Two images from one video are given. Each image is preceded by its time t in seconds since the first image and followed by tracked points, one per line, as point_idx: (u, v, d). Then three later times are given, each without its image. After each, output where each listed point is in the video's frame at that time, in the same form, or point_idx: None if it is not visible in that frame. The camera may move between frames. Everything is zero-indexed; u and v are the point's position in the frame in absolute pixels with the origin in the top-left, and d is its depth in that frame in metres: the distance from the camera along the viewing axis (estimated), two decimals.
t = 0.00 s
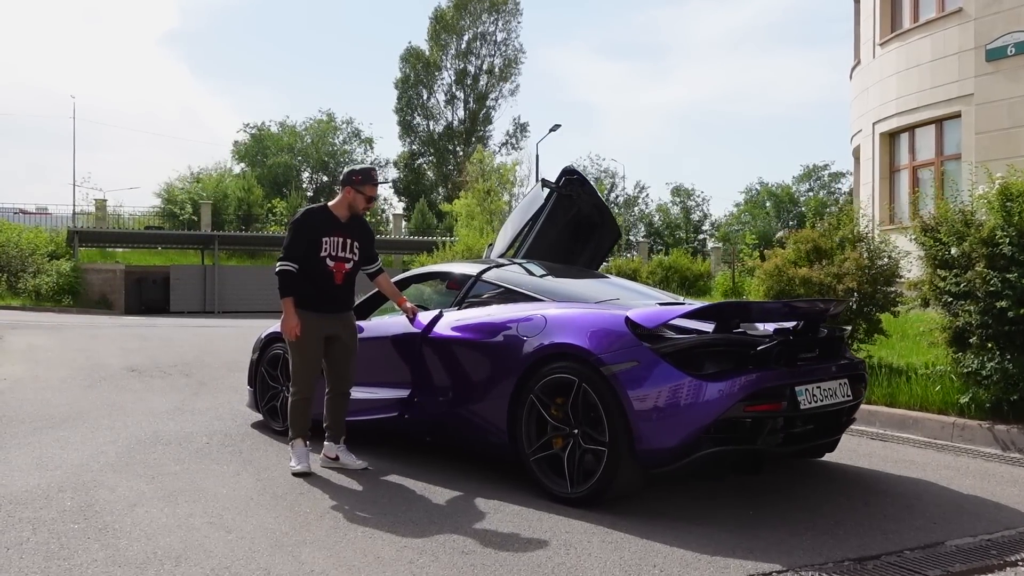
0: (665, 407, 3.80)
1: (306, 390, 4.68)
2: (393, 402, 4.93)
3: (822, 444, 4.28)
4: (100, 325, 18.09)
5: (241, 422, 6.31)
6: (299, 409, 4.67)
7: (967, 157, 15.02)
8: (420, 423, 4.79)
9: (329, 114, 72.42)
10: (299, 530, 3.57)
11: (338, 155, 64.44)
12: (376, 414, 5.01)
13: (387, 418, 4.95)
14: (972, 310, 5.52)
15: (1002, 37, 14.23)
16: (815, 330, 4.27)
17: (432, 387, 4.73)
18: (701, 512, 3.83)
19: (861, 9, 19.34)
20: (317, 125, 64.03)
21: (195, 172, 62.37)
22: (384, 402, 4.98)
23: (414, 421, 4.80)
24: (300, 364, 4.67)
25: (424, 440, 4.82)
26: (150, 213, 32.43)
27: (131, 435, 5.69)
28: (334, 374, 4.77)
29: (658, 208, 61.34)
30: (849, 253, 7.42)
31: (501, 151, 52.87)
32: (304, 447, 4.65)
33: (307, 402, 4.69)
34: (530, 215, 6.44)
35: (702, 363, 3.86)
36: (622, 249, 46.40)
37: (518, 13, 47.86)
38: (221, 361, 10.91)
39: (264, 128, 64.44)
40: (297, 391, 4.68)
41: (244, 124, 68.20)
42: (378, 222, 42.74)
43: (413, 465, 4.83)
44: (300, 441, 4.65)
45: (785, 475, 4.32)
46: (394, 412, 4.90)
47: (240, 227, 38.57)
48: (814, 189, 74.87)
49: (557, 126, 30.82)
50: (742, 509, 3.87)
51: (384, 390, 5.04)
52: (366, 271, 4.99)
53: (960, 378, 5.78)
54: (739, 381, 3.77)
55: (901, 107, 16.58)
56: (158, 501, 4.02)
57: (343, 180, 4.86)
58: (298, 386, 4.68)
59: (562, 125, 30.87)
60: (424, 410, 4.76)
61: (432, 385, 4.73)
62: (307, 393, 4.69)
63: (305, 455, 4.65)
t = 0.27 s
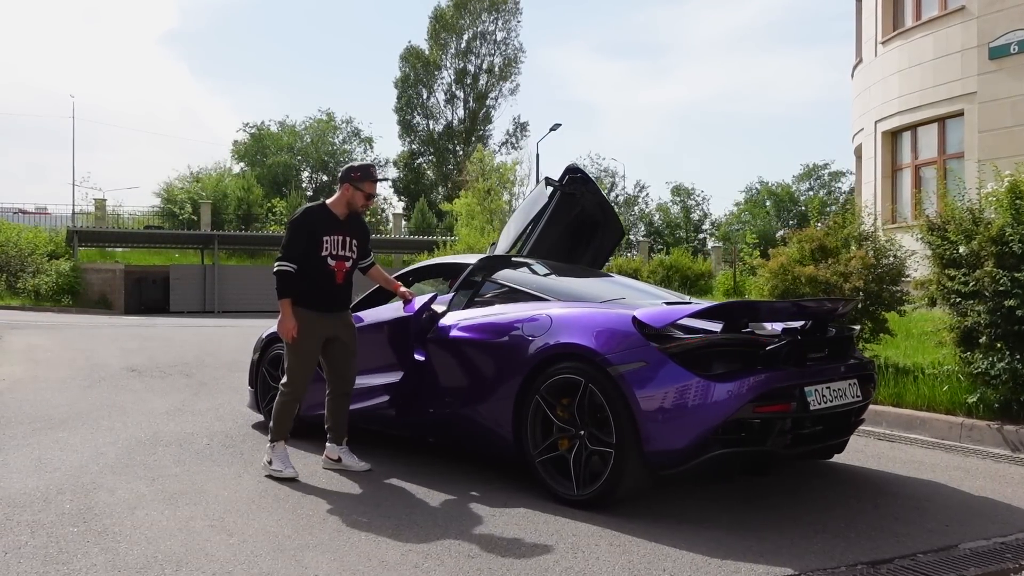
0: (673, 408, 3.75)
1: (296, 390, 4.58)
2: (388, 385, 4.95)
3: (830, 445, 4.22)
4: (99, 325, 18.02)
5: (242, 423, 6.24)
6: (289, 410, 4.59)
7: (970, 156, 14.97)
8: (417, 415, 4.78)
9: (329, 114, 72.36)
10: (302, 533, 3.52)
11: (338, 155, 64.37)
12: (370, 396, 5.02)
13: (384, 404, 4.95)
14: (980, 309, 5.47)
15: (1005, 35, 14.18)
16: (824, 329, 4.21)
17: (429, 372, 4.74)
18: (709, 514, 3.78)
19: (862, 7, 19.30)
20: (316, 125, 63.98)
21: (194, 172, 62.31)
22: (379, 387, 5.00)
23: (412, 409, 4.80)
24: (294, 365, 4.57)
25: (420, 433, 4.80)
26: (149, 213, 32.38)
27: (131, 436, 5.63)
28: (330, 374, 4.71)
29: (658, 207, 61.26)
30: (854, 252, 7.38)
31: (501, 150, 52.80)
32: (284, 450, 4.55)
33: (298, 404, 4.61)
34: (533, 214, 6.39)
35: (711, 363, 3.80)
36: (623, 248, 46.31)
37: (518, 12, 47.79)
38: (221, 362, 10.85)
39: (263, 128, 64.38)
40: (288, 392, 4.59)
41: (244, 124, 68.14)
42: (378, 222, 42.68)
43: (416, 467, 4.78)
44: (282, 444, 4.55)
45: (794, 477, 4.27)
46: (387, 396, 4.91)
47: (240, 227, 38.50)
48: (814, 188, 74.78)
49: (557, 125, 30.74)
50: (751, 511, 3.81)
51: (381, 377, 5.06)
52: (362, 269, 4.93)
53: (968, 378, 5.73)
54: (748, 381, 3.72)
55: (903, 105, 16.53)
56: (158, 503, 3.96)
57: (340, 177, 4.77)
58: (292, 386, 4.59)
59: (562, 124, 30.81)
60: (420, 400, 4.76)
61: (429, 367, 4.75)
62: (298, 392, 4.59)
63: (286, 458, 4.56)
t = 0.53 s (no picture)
0: (680, 409, 3.68)
1: (285, 395, 4.46)
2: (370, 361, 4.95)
3: (840, 446, 4.15)
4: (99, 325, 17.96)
5: (243, 423, 6.17)
6: (278, 413, 4.48)
7: (973, 154, 14.90)
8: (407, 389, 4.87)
9: (329, 113, 72.27)
10: (304, 538, 3.45)
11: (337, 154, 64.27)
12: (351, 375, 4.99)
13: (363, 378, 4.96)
14: (990, 308, 5.41)
15: (1008, 33, 14.10)
16: (834, 329, 4.15)
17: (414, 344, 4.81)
18: (718, 517, 3.71)
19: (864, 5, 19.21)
20: (316, 124, 63.91)
21: (194, 172, 62.25)
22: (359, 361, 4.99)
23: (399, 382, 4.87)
24: (283, 369, 4.43)
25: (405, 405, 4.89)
26: (149, 213, 32.32)
27: (129, 437, 5.56)
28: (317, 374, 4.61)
29: (658, 206, 61.13)
30: (860, 250, 7.32)
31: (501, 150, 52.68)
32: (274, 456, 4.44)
33: (288, 407, 4.50)
34: (536, 212, 6.32)
35: (719, 363, 3.73)
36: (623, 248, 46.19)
37: (518, 11, 47.69)
38: (221, 361, 10.78)
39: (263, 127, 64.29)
40: (277, 395, 4.47)
41: (244, 123, 68.07)
42: (378, 221, 42.58)
43: (419, 468, 4.72)
44: (270, 449, 4.44)
45: (803, 479, 4.21)
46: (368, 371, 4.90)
47: (240, 227, 38.42)
48: (815, 187, 74.64)
49: (557, 124, 30.66)
50: (760, 514, 3.75)
51: (362, 349, 5.11)
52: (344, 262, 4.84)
53: (977, 377, 5.66)
54: (758, 382, 3.65)
55: (905, 103, 16.46)
56: (156, 506, 3.89)
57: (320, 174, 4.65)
58: (280, 390, 4.47)
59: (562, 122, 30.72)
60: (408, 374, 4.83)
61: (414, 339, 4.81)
62: (288, 395, 4.48)
63: (277, 464, 4.42)
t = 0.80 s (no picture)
0: (689, 414, 3.60)
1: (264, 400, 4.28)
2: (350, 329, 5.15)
3: (852, 451, 4.06)
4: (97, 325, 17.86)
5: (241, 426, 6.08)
6: (263, 420, 4.29)
7: (977, 153, 14.81)
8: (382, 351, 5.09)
9: (328, 113, 72.16)
10: (305, 547, 3.35)
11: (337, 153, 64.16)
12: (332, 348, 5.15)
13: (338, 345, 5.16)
14: (1001, 309, 5.33)
15: (1013, 31, 14.01)
16: (845, 331, 4.06)
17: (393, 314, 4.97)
18: (728, 525, 3.63)
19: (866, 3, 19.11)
20: (315, 123, 63.83)
21: (193, 171, 62.15)
22: (344, 334, 5.18)
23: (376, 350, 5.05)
24: (256, 375, 4.25)
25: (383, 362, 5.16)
26: (148, 212, 32.21)
27: (126, 440, 5.46)
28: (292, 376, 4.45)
29: (658, 205, 60.99)
30: (866, 251, 7.24)
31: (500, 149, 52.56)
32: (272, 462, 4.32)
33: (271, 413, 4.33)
34: (541, 211, 6.24)
35: (729, 367, 3.64)
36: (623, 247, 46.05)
37: (518, 10, 47.57)
38: (220, 362, 10.69)
39: (262, 127, 64.19)
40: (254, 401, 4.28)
41: (243, 123, 67.98)
42: (377, 221, 42.46)
43: (422, 472, 4.65)
44: (266, 457, 4.30)
45: (815, 485, 4.12)
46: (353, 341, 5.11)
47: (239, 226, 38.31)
48: (815, 186, 74.52)
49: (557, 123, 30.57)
50: (771, 521, 3.66)
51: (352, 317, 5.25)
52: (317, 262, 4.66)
53: (987, 380, 5.57)
54: (769, 387, 3.56)
55: (908, 102, 16.37)
56: (153, 513, 3.80)
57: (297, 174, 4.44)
58: (259, 397, 4.29)
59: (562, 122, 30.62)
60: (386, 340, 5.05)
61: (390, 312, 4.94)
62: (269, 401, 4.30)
63: (276, 470, 4.31)
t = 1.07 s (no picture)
0: (699, 424, 3.50)
1: (263, 409, 4.15)
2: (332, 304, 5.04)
3: (866, 461, 3.97)
4: (96, 326, 17.75)
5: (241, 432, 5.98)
6: (261, 430, 4.15)
7: (981, 153, 14.73)
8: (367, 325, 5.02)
9: (328, 113, 72.06)
10: (306, 562, 3.26)
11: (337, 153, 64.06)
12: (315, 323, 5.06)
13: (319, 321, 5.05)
14: (1014, 313, 5.24)
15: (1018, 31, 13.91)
16: (858, 338, 3.96)
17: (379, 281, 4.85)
18: (740, 538, 3.54)
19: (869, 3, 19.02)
20: (315, 122, 63.78)
21: (193, 171, 62.03)
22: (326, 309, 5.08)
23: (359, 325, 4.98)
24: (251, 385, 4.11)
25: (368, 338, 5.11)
26: (147, 212, 32.10)
27: (124, 447, 5.37)
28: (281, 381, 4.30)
29: (659, 205, 60.82)
30: (872, 253, 7.17)
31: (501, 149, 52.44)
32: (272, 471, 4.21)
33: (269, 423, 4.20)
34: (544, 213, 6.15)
35: (741, 375, 3.55)
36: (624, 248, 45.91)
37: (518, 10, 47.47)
38: (220, 365, 10.59)
39: (262, 126, 64.09)
40: (251, 409, 4.14)
41: (243, 123, 67.88)
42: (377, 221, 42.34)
43: (425, 481, 4.56)
44: (265, 465, 4.19)
45: (827, 495, 4.02)
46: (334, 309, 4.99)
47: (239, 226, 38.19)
48: (815, 186, 74.34)
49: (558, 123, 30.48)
50: (784, 534, 3.57)
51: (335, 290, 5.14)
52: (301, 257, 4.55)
53: (999, 385, 5.49)
54: (782, 396, 3.47)
55: (912, 102, 16.28)
56: (150, 525, 3.71)
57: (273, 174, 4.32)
58: (256, 406, 4.15)
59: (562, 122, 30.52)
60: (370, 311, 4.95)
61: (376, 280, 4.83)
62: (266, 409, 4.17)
63: (276, 479, 4.20)
